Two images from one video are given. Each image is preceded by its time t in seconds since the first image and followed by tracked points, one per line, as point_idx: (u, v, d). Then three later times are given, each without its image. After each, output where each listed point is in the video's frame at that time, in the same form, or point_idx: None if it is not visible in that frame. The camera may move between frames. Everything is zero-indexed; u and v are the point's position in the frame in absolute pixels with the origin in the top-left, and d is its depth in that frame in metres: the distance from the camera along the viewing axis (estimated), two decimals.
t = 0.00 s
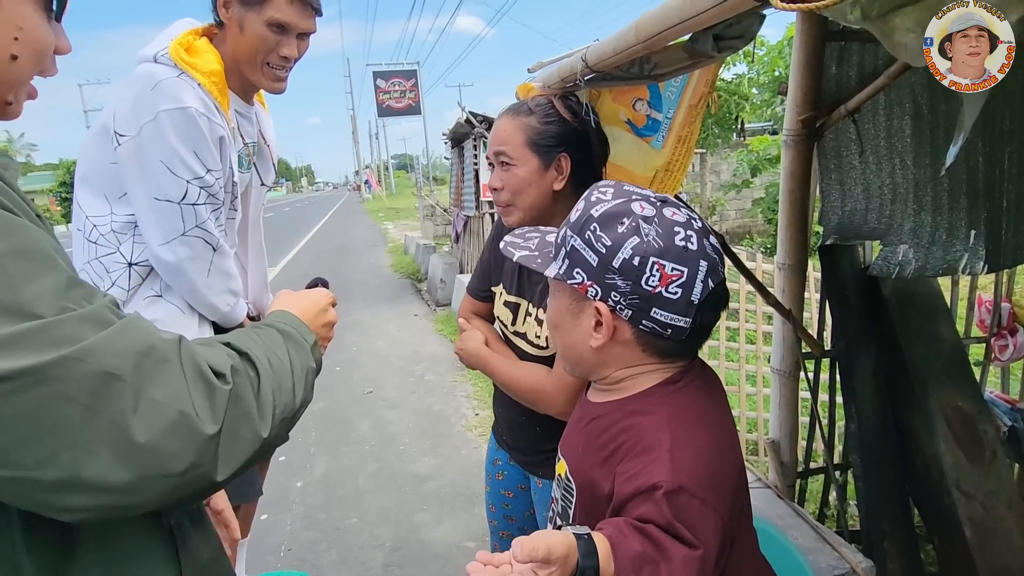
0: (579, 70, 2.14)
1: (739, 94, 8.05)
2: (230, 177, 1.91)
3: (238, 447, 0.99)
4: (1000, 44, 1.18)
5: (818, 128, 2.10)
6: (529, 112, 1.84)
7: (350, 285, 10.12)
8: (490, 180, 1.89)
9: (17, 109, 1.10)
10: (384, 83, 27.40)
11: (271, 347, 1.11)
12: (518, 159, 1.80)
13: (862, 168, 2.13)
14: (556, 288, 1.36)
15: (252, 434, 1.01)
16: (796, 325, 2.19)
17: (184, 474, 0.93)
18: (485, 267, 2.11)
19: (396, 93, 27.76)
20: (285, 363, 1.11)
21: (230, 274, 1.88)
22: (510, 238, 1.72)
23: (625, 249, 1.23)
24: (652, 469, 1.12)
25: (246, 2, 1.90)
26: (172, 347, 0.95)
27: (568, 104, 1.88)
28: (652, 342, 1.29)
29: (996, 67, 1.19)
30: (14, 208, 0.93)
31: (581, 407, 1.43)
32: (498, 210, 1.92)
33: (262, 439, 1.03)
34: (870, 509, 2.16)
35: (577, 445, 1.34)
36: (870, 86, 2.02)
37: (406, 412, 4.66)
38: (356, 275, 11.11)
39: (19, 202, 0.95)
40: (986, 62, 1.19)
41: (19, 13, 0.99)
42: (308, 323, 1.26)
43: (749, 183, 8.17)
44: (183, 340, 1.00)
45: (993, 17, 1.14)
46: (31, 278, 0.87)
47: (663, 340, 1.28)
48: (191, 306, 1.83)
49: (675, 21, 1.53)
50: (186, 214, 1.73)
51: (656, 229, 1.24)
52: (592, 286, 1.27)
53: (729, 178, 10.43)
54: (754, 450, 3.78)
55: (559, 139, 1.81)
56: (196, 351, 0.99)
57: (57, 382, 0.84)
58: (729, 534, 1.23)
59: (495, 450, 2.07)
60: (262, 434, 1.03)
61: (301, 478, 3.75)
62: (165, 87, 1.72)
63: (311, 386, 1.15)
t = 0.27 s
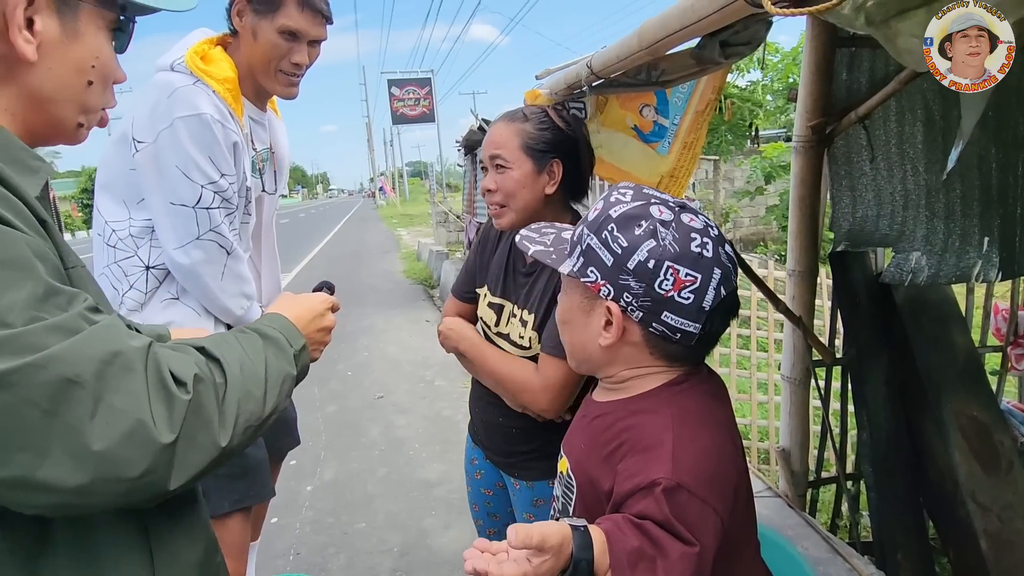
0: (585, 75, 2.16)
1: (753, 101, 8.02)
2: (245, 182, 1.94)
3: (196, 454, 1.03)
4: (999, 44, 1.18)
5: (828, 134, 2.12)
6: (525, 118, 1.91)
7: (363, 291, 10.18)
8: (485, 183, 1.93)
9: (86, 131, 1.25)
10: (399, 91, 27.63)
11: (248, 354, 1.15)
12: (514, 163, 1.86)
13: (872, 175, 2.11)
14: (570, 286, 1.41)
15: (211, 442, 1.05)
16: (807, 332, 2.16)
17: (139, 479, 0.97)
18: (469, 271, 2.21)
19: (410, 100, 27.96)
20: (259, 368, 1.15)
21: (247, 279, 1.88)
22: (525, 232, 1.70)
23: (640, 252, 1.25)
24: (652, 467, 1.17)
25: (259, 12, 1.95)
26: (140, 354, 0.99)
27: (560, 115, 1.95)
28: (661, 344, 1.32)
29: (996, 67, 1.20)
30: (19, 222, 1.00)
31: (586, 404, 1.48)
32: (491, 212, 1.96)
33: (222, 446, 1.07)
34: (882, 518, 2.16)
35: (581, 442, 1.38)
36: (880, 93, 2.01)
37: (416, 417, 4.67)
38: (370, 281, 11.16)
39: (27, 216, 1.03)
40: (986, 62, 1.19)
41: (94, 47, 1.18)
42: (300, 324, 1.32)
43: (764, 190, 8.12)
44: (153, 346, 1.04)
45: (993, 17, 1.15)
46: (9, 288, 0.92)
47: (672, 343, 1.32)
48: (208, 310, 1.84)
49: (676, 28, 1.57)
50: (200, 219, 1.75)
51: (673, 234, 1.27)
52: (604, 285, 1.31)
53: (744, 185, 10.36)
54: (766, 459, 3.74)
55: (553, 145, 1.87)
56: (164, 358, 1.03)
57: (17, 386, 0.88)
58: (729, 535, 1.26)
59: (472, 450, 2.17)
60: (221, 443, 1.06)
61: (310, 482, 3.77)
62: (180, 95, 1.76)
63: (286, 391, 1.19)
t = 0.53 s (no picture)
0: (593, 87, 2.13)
1: (769, 109, 7.98)
2: (257, 191, 1.97)
3: (196, 486, 1.06)
4: (1000, 44, 1.12)
5: (842, 144, 2.11)
6: (524, 133, 1.94)
7: (377, 298, 10.23)
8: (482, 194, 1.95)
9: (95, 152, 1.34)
10: (414, 99, 27.85)
11: (253, 381, 1.18)
12: (510, 176, 1.87)
13: (886, 185, 2.10)
14: (599, 298, 1.42)
15: (211, 475, 1.08)
16: (820, 345, 2.13)
17: (139, 512, 0.99)
18: (461, 277, 2.26)
19: (426, 109, 28.16)
20: (263, 397, 1.18)
21: (258, 284, 1.93)
22: (538, 241, 1.59)
23: (689, 264, 1.31)
24: (655, 476, 1.21)
25: (275, 26, 1.99)
26: (148, 387, 1.02)
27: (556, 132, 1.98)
28: (695, 354, 1.39)
29: (996, 67, 1.13)
30: (45, 251, 1.05)
31: (596, 416, 1.52)
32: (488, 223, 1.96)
33: (221, 479, 1.10)
34: (897, 531, 2.14)
35: (586, 454, 1.43)
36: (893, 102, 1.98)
37: (427, 425, 4.68)
38: (384, 288, 11.22)
39: (53, 245, 1.08)
40: (986, 62, 1.13)
41: (125, 90, 1.27)
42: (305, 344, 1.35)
43: (780, 199, 8.05)
44: (161, 377, 1.06)
45: (993, 17, 1.10)
46: (26, 316, 0.94)
47: (707, 354, 1.39)
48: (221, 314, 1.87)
49: (682, 39, 1.57)
50: (214, 224, 1.78)
51: (715, 249, 1.36)
52: (644, 297, 1.34)
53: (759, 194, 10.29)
54: (779, 471, 3.70)
55: (549, 160, 1.89)
56: (171, 390, 1.05)
57: (25, 420, 0.90)
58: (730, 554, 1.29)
59: (461, 458, 2.17)
60: (220, 475, 1.09)
61: (321, 489, 3.79)
62: (197, 103, 1.79)
63: (288, 418, 1.23)
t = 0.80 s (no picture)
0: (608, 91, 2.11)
1: (785, 114, 7.92)
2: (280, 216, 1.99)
3: (208, 498, 1.07)
4: (999, 44, 1.05)
5: (859, 148, 2.10)
6: (518, 138, 1.95)
7: (390, 302, 10.26)
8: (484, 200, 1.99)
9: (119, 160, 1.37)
10: (429, 105, 28.01)
11: (265, 392, 1.19)
12: (504, 182, 1.90)
13: (905, 190, 2.07)
14: (615, 295, 1.43)
15: (222, 488, 1.09)
16: (837, 351, 2.10)
17: (152, 523, 1.00)
18: (464, 279, 2.25)
19: (440, 115, 28.31)
20: (274, 408, 1.19)
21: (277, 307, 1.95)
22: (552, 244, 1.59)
23: (706, 256, 1.33)
24: (667, 472, 1.22)
25: (305, 49, 2.00)
26: (166, 399, 1.03)
27: (560, 134, 1.94)
28: (714, 348, 1.40)
29: (996, 68, 1.06)
30: (72, 257, 1.06)
31: (608, 415, 1.52)
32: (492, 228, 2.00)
33: (233, 491, 1.11)
34: (916, 548, 2.12)
35: (600, 451, 1.44)
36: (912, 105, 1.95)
37: (440, 429, 4.67)
38: (397, 292, 11.26)
39: (80, 252, 1.09)
40: (986, 62, 1.07)
41: (152, 96, 1.30)
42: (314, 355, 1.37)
43: (795, 204, 7.98)
44: (178, 389, 1.08)
45: (994, 17, 1.05)
46: (54, 325, 0.95)
47: (726, 347, 1.41)
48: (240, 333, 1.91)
49: (697, 41, 1.58)
50: (236, 253, 1.81)
51: (729, 242, 1.38)
52: (662, 291, 1.35)
53: (774, 200, 10.21)
54: (795, 479, 3.65)
55: (540, 164, 1.88)
56: (188, 403, 1.07)
57: (49, 429, 0.91)
58: (742, 556, 1.27)
59: (466, 463, 2.16)
60: (232, 489, 1.10)
61: (334, 492, 3.80)
62: (224, 133, 1.81)
63: (296, 429, 1.24)
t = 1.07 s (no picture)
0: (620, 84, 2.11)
1: (797, 118, 7.87)
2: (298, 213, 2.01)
3: (211, 510, 1.05)
4: (999, 44, 1.10)
5: (875, 148, 2.08)
6: (523, 131, 1.95)
7: (399, 305, 10.27)
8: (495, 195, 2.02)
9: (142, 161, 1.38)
10: (439, 109, 28.11)
11: (272, 402, 1.18)
12: (508, 177, 1.92)
13: (922, 191, 2.02)
14: (612, 294, 1.47)
15: (226, 499, 1.07)
16: (852, 355, 2.07)
17: (156, 533, 0.98)
18: (481, 278, 2.24)
19: (450, 119, 28.39)
20: (280, 419, 1.18)
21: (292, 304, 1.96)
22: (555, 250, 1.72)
23: (688, 244, 1.35)
24: (687, 461, 1.24)
25: (321, 45, 2.00)
26: (176, 407, 1.02)
27: (566, 125, 1.91)
28: (711, 336, 1.40)
29: (995, 68, 1.11)
30: (90, 258, 1.04)
31: (621, 407, 1.54)
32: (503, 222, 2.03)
33: (236, 504, 1.09)
34: (931, 554, 2.06)
35: (613, 441, 1.46)
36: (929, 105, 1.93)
37: (448, 432, 4.66)
38: (406, 295, 11.27)
39: (98, 253, 1.07)
40: (986, 62, 1.12)
41: (181, 102, 1.31)
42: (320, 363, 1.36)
43: (807, 209, 7.92)
44: (189, 397, 1.06)
45: (993, 18, 1.09)
46: (69, 329, 0.93)
47: (725, 334, 1.40)
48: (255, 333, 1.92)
49: (711, 31, 1.55)
50: (257, 250, 1.81)
51: (714, 229, 1.38)
52: (652, 284, 1.38)
53: (785, 205, 10.14)
54: (806, 486, 3.60)
55: (543, 158, 1.87)
56: (196, 411, 1.05)
57: (61, 434, 0.90)
58: (760, 546, 1.30)
59: (483, 467, 2.13)
60: (235, 500, 1.08)
61: (341, 493, 3.79)
62: (248, 127, 1.81)
63: (299, 439, 1.22)
